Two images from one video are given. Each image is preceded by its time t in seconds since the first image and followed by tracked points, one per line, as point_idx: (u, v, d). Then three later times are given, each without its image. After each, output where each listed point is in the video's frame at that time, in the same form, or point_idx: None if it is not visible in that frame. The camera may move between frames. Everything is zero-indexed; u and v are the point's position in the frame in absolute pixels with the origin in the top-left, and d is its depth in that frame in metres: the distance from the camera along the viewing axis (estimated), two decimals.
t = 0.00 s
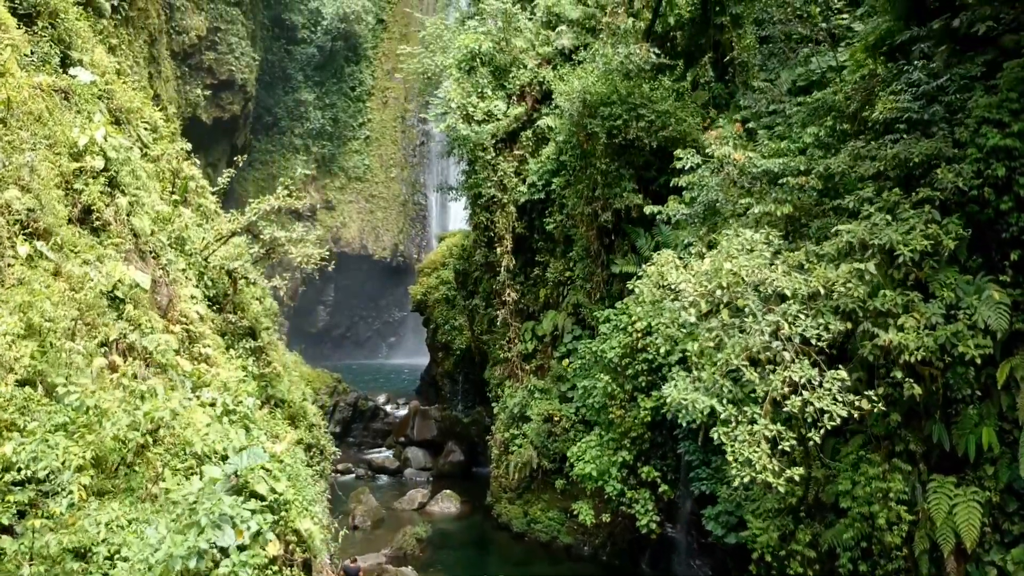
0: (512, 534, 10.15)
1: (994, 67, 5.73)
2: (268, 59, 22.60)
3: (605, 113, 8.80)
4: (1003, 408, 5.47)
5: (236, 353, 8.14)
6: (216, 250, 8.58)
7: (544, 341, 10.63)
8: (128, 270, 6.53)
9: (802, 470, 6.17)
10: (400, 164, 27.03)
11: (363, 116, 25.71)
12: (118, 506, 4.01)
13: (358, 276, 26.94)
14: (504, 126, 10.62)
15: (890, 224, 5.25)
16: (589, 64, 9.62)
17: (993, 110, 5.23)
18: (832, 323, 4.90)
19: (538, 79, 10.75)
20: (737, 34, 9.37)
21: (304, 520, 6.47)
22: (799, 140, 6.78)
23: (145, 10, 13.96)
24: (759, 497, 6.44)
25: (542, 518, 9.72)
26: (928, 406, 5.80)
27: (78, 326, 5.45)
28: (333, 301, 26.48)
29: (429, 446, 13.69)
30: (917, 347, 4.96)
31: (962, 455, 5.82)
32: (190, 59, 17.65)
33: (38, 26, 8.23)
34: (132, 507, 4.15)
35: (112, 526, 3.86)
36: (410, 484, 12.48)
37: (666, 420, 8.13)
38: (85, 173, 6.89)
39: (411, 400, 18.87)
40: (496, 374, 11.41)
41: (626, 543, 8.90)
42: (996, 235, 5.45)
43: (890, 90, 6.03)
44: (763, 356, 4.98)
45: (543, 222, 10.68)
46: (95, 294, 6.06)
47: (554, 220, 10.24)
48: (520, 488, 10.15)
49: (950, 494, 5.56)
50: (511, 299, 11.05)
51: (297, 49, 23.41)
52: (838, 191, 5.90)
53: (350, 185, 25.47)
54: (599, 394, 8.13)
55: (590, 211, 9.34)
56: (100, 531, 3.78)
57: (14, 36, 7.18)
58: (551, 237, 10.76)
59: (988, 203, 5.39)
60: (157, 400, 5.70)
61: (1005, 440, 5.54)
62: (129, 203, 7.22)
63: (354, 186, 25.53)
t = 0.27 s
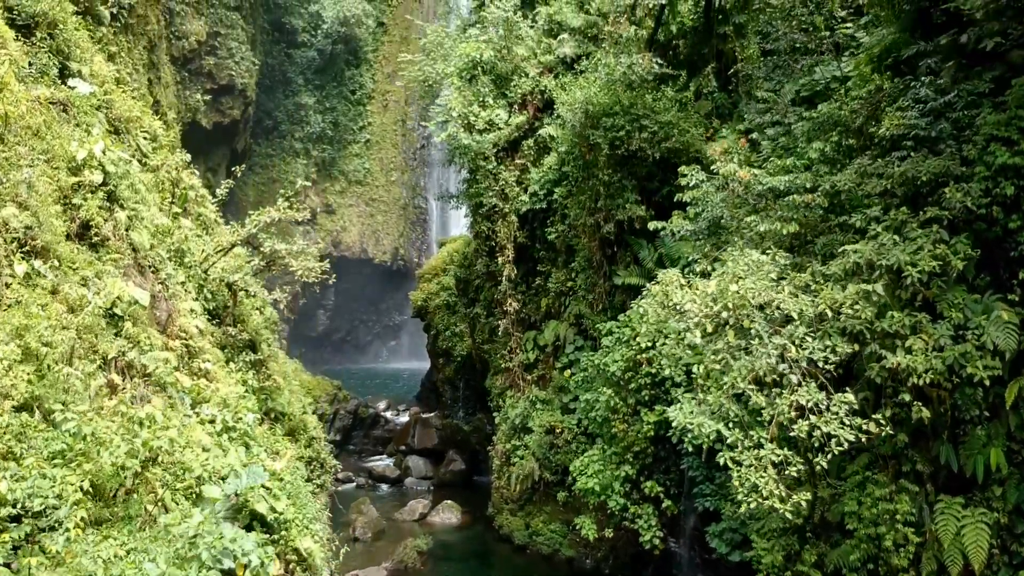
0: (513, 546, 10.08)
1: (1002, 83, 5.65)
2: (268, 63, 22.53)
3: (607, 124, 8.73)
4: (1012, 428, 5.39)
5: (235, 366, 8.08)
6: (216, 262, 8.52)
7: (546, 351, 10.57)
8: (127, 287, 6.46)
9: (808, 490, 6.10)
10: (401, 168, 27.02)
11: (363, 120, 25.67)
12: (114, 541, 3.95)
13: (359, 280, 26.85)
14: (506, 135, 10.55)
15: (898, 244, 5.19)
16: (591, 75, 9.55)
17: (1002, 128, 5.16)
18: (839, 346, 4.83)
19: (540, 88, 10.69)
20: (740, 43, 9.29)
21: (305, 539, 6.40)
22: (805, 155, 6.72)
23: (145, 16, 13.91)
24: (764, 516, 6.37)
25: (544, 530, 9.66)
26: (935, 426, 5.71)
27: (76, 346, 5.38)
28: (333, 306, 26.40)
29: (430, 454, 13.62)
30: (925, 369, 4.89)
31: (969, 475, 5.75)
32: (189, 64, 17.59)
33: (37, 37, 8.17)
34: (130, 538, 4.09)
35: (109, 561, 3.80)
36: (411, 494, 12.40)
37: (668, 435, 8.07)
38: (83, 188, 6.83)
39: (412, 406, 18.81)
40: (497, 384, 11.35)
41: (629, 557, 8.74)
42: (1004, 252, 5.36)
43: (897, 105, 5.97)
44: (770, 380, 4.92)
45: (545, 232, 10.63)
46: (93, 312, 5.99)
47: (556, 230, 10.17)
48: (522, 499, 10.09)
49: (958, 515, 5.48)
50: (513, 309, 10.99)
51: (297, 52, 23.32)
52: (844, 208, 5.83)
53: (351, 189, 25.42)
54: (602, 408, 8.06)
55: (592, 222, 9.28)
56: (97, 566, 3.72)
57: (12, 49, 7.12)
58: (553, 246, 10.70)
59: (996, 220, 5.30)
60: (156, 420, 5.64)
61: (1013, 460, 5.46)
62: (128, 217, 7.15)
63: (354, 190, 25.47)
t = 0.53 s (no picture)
0: (515, 560, 10.02)
1: (1010, 103, 5.59)
2: (268, 67, 22.46)
3: (610, 137, 8.67)
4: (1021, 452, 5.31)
5: (236, 382, 8.03)
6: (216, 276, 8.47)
7: (548, 363, 10.51)
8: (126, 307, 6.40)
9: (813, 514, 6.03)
10: (402, 172, 27.03)
11: (364, 124, 25.65)
12: None
13: (359, 284, 26.77)
14: (508, 146, 10.49)
15: (907, 268, 5.12)
16: (593, 87, 9.50)
17: (1010, 149, 5.10)
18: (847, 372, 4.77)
19: (542, 98, 10.65)
20: (743, 55, 9.24)
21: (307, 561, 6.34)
22: (810, 172, 6.66)
23: (145, 24, 13.85)
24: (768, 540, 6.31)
25: (546, 544, 9.55)
26: (943, 450, 5.62)
27: (74, 371, 5.32)
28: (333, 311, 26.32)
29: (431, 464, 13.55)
30: (934, 397, 4.83)
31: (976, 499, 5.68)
32: (189, 71, 17.52)
33: (36, 51, 8.12)
34: None
35: None
36: (412, 505, 12.33)
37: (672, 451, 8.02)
38: (82, 206, 6.76)
39: (413, 413, 18.75)
40: (499, 395, 11.30)
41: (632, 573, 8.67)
42: (1012, 274, 5.28)
43: (903, 124, 5.91)
44: (777, 407, 4.85)
45: (547, 243, 10.57)
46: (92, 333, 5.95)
47: (558, 241, 10.11)
48: (524, 512, 10.04)
49: (966, 539, 5.40)
50: (515, 320, 10.94)
51: (296, 57, 23.14)
52: (850, 228, 5.78)
53: (352, 194, 25.38)
54: (605, 425, 8.00)
55: (595, 235, 9.22)
56: None
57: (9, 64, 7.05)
58: (555, 258, 10.64)
59: (1005, 242, 5.22)
60: (156, 443, 5.58)
61: (1021, 484, 5.39)
62: (127, 235, 7.09)
63: (354, 195, 25.43)
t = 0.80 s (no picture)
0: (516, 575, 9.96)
1: (1018, 125, 5.52)
2: (268, 72, 22.57)
3: (613, 152, 8.61)
4: None
5: (235, 400, 7.96)
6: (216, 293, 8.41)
7: (549, 376, 10.44)
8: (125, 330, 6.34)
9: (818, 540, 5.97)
10: (403, 177, 26.97)
11: (365, 129, 25.59)
12: None
13: (360, 289, 26.70)
14: (509, 158, 10.42)
15: (915, 295, 5.06)
16: (595, 100, 9.43)
17: (1019, 173, 5.02)
18: (855, 403, 4.71)
19: (544, 110, 10.59)
20: (745, 67, 9.16)
21: None
22: (816, 193, 6.60)
23: (145, 32, 13.78)
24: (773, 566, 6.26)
25: (546, 561, 9.40)
26: (951, 477, 5.53)
27: (72, 398, 5.25)
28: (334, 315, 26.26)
29: (432, 475, 13.49)
30: (943, 428, 4.76)
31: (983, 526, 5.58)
32: (189, 77, 17.46)
33: (34, 66, 8.05)
34: None
35: None
36: (413, 517, 12.27)
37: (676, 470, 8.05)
38: (81, 225, 6.70)
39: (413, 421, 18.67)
40: (500, 408, 11.25)
41: None
42: (1020, 299, 5.19)
43: (910, 146, 5.84)
44: (785, 438, 4.79)
45: (549, 256, 10.51)
46: (90, 356, 5.88)
47: (560, 255, 10.06)
48: (526, 527, 9.97)
49: (974, 567, 5.29)
50: (516, 333, 10.88)
51: (297, 62, 23.45)
52: (856, 252, 5.73)
53: (352, 199, 25.33)
54: (608, 443, 7.94)
55: (596, 250, 9.16)
56: None
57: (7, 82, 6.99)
58: (557, 271, 10.58)
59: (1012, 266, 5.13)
60: (155, 470, 5.52)
61: None
62: (126, 254, 7.03)
63: (354, 200, 25.31)
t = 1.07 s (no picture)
0: None
1: None
2: (268, 77, 22.52)
3: (615, 168, 8.56)
4: None
5: (236, 419, 7.91)
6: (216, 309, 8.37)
7: (551, 389, 10.39)
8: (124, 353, 6.29)
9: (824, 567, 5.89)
10: (403, 182, 26.90)
11: (365, 133, 25.55)
12: None
13: (360, 294, 26.66)
14: (511, 171, 10.39)
15: (922, 324, 5.00)
16: (597, 115, 9.37)
17: None
18: (862, 435, 4.65)
19: (545, 122, 10.53)
20: (748, 81, 9.10)
21: None
22: (821, 214, 6.55)
23: (145, 41, 13.74)
24: None
25: None
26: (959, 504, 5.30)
27: (70, 425, 5.20)
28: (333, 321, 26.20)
29: (433, 487, 13.44)
30: (951, 460, 4.70)
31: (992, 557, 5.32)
32: (188, 85, 17.42)
33: (32, 82, 8.01)
34: None
35: None
36: (414, 529, 12.22)
37: (678, 489, 7.88)
38: (79, 246, 6.65)
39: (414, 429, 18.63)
40: (502, 421, 11.19)
41: None
42: None
43: (916, 169, 5.78)
44: (791, 471, 4.73)
45: (551, 270, 10.46)
46: (88, 379, 5.84)
47: (562, 268, 10.00)
48: (527, 543, 9.91)
49: None
50: (518, 346, 10.83)
51: (297, 67, 23.15)
52: (862, 277, 5.67)
53: (353, 204, 25.29)
54: (610, 462, 7.88)
55: (599, 265, 9.10)
56: None
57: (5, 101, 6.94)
58: (558, 284, 10.53)
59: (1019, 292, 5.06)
60: (154, 497, 5.47)
61: None
62: (125, 274, 6.98)
63: (354, 205, 25.30)
